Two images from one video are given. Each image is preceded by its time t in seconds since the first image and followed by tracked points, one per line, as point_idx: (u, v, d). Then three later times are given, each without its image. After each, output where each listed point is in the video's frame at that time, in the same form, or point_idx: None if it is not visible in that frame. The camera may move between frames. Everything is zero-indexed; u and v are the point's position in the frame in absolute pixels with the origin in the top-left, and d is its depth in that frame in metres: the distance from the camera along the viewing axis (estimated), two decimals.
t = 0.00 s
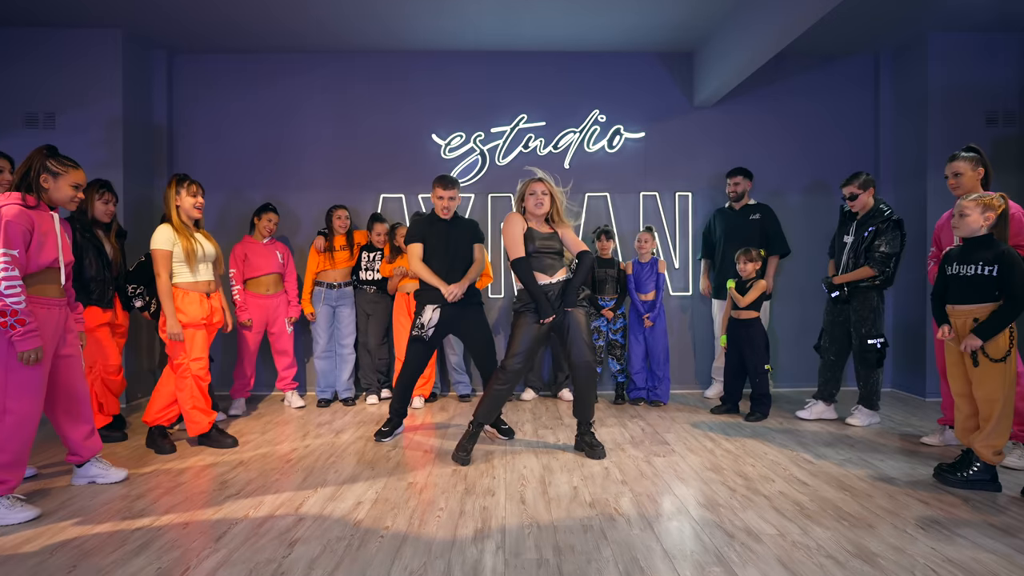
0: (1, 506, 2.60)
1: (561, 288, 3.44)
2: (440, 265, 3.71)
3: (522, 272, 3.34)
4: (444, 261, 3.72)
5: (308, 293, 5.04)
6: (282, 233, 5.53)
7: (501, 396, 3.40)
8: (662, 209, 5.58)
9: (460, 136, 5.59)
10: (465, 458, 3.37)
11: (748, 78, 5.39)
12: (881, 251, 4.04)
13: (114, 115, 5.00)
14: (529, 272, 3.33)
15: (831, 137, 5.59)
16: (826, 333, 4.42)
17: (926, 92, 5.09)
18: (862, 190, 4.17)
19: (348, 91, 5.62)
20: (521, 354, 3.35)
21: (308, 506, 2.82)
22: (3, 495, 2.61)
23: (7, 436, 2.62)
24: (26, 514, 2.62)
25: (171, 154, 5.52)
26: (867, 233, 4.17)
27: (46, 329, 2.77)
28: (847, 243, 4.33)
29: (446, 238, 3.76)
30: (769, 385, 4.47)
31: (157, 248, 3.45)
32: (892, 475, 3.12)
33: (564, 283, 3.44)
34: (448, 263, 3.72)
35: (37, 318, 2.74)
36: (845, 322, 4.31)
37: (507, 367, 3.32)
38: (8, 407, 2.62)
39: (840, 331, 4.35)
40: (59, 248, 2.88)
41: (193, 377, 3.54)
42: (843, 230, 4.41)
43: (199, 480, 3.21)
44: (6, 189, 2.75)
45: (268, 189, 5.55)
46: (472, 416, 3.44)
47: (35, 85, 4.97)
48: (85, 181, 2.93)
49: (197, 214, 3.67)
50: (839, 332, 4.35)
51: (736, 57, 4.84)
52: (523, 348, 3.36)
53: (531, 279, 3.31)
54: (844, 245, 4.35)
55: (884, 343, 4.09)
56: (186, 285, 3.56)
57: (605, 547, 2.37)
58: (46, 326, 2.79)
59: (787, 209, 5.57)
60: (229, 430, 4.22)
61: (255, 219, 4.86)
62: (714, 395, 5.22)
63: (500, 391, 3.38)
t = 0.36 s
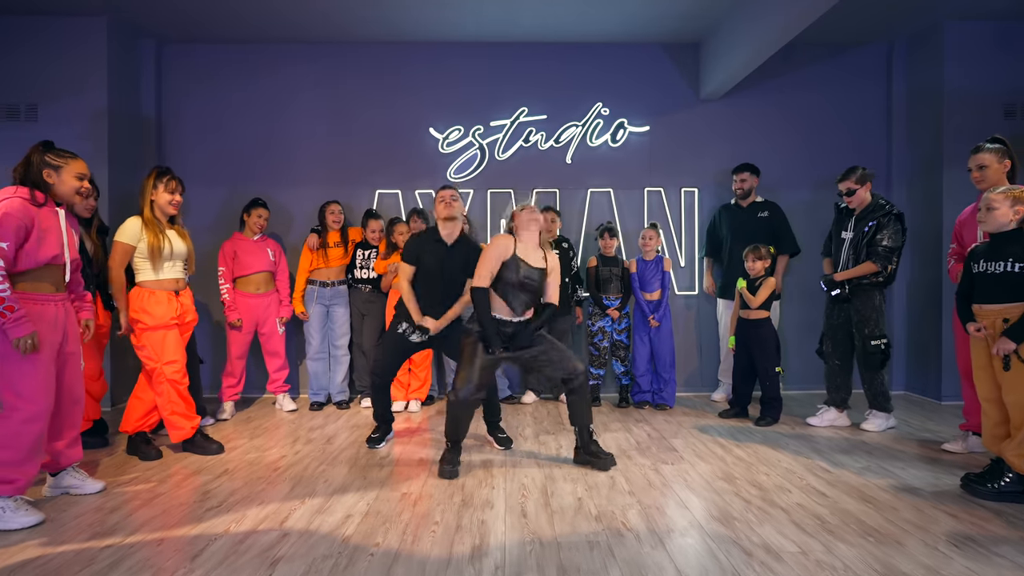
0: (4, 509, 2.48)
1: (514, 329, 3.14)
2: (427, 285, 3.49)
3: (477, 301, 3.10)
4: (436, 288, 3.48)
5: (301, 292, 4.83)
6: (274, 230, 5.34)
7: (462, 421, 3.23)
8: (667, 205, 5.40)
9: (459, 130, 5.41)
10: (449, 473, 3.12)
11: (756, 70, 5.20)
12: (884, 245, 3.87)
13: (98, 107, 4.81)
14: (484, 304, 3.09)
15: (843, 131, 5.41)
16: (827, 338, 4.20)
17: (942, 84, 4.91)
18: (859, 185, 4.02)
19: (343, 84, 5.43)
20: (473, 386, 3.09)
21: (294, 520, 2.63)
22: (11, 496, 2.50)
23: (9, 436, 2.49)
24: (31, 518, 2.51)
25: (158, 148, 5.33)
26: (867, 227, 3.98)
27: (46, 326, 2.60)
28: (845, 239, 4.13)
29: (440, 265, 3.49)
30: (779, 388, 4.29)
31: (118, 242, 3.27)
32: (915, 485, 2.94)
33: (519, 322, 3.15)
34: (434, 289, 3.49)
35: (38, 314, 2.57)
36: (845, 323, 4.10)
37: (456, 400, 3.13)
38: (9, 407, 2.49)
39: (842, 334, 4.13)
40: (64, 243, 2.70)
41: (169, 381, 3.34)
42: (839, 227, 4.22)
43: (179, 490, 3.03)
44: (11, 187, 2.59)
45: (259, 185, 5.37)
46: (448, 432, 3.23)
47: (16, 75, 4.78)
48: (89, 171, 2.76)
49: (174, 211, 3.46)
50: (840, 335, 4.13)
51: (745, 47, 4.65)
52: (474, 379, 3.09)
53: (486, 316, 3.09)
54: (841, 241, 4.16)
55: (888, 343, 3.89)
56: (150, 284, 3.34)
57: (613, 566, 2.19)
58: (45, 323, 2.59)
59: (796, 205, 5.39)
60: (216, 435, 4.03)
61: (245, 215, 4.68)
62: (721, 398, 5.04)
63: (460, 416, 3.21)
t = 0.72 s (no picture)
0: (4, 517, 2.41)
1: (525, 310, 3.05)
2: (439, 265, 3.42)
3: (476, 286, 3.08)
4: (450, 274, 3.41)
5: (301, 292, 4.75)
6: (274, 229, 5.26)
7: (463, 414, 3.15)
8: (674, 204, 5.32)
9: (462, 127, 5.32)
10: (449, 476, 3.07)
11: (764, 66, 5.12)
12: (884, 243, 3.81)
13: (95, 103, 4.73)
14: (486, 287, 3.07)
15: (852, 129, 5.32)
16: (831, 340, 4.13)
17: (954, 81, 4.82)
18: (855, 184, 3.94)
19: (344, 80, 5.35)
20: (472, 368, 3.05)
21: (295, 528, 2.55)
22: (8, 503, 2.44)
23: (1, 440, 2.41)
24: (30, 526, 2.44)
25: (157, 145, 5.24)
26: (866, 226, 3.92)
27: (42, 326, 2.50)
28: (842, 238, 4.08)
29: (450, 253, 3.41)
30: (789, 390, 4.20)
31: (104, 238, 3.13)
32: (934, 491, 2.85)
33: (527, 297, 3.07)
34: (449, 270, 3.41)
35: (30, 313, 2.46)
36: (847, 323, 4.03)
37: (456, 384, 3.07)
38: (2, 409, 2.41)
39: (844, 335, 4.06)
40: (59, 237, 2.57)
41: (158, 387, 3.25)
42: (836, 227, 4.16)
43: (176, 496, 2.94)
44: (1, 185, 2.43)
45: (259, 183, 5.29)
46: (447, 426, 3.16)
47: (12, 70, 4.69)
48: (78, 154, 2.61)
49: (165, 211, 3.35)
50: (844, 336, 4.06)
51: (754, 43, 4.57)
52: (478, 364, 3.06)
53: (491, 293, 3.04)
54: (839, 241, 4.10)
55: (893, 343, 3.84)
56: (134, 285, 3.23)
57: None
58: (42, 323, 2.50)
59: (803, 204, 5.31)
60: (215, 438, 3.95)
61: (242, 214, 4.59)
62: (728, 400, 4.96)
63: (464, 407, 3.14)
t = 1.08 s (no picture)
0: (45, 504, 2.54)
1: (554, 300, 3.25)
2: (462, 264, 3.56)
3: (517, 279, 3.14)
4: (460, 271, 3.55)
5: (313, 292, 4.88)
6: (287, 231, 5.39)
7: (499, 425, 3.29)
8: (676, 207, 5.45)
9: (469, 132, 5.46)
10: (469, 462, 3.28)
11: (764, 73, 5.26)
12: (875, 244, 3.94)
13: (114, 109, 4.87)
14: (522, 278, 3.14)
15: (849, 133, 5.46)
16: (828, 339, 4.27)
17: (949, 86, 4.96)
18: (844, 189, 4.08)
19: (352, 85, 5.48)
20: (516, 386, 3.18)
21: (318, 516, 2.68)
22: (47, 492, 2.56)
23: (39, 432, 2.52)
24: (68, 514, 2.56)
25: (173, 150, 5.38)
26: (857, 228, 4.04)
27: (81, 324, 2.59)
28: (834, 240, 4.22)
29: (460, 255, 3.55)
30: (788, 388, 4.34)
31: (138, 241, 3.27)
32: (926, 482, 2.99)
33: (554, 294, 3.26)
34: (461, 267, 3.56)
35: (68, 314, 2.55)
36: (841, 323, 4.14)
37: (502, 400, 3.18)
38: (42, 403, 2.52)
39: (839, 333, 4.19)
40: (94, 240, 2.70)
41: (185, 382, 3.39)
42: (828, 230, 4.31)
43: (202, 487, 3.08)
44: (40, 190, 2.57)
45: (272, 186, 5.42)
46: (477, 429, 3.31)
47: (33, 78, 4.83)
48: (113, 161, 2.74)
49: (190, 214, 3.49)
50: (838, 334, 4.19)
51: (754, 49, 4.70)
52: (519, 381, 3.18)
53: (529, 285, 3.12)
54: (831, 243, 4.23)
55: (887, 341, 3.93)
56: (166, 284, 3.37)
57: (635, 560, 2.23)
58: (81, 322, 2.60)
59: (802, 207, 5.45)
60: (233, 434, 4.08)
61: (261, 216, 4.74)
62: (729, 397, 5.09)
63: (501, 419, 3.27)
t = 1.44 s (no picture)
0: (93, 486, 2.78)
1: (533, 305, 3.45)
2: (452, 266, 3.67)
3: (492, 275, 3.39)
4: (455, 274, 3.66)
5: (328, 293, 5.12)
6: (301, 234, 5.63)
7: (478, 408, 3.51)
8: (673, 211, 5.69)
9: (475, 139, 5.70)
10: (467, 455, 3.48)
11: (757, 83, 5.50)
12: (865, 245, 4.10)
13: (137, 118, 5.11)
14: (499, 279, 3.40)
15: (839, 140, 5.70)
16: (821, 339, 4.45)
17: (932, 96, 5.20)
18: (839, 193, 4.28)
19: (361, 93, 5.72)
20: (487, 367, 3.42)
21: (342, 498, 2.92)
22: (94, 474, 2.80)
23: (87, 421, 2.76)
24: (113, 494, 2.80)
25: (191, 156, 5.62)
26: (849, 230, 4.23)
27: (124, 324, 2.83)
28: (828, 242, 4.43)
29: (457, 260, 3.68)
30: (779, 383, 4.56)
31: (178, 246, 3.55)
32: (903, 468, 3.23)
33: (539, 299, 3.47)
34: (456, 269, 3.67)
35: (113, 314, 2.78)
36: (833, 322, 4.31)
37: (474, 382, 3.42)
38: (89, 395, 2.75)
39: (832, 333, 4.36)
40: (137, 243, 2.93)
41: (216, 376, 3.66)
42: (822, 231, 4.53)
43: (231, 473, 3.32)
44: (90, 199, 2.83)
45: (285, 191, 5.66)
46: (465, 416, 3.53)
47: (61, 89, 5.08)
48: (153, 171, 2.99)
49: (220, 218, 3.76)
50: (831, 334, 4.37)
51: (747, 61, 4.94)
52: (490, 364, 3.42)
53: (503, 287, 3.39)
54: (825, 244, 4.45)
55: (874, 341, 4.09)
56: (207, 283, 3.65)
57: (631, 534, 2.47)
58: (125, 321, 2.83)
59: (794, 211, 5.68)
60: (255, 426, 4.32)
61: (285, 220, 4.99)
62: (724, 393, 5.32)
63: (479, 402, 3.49)
